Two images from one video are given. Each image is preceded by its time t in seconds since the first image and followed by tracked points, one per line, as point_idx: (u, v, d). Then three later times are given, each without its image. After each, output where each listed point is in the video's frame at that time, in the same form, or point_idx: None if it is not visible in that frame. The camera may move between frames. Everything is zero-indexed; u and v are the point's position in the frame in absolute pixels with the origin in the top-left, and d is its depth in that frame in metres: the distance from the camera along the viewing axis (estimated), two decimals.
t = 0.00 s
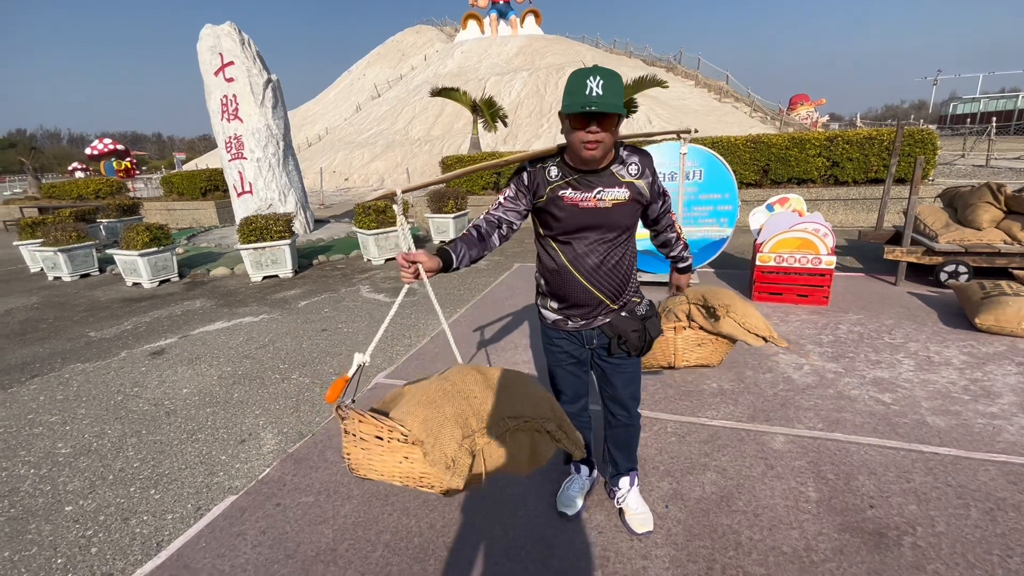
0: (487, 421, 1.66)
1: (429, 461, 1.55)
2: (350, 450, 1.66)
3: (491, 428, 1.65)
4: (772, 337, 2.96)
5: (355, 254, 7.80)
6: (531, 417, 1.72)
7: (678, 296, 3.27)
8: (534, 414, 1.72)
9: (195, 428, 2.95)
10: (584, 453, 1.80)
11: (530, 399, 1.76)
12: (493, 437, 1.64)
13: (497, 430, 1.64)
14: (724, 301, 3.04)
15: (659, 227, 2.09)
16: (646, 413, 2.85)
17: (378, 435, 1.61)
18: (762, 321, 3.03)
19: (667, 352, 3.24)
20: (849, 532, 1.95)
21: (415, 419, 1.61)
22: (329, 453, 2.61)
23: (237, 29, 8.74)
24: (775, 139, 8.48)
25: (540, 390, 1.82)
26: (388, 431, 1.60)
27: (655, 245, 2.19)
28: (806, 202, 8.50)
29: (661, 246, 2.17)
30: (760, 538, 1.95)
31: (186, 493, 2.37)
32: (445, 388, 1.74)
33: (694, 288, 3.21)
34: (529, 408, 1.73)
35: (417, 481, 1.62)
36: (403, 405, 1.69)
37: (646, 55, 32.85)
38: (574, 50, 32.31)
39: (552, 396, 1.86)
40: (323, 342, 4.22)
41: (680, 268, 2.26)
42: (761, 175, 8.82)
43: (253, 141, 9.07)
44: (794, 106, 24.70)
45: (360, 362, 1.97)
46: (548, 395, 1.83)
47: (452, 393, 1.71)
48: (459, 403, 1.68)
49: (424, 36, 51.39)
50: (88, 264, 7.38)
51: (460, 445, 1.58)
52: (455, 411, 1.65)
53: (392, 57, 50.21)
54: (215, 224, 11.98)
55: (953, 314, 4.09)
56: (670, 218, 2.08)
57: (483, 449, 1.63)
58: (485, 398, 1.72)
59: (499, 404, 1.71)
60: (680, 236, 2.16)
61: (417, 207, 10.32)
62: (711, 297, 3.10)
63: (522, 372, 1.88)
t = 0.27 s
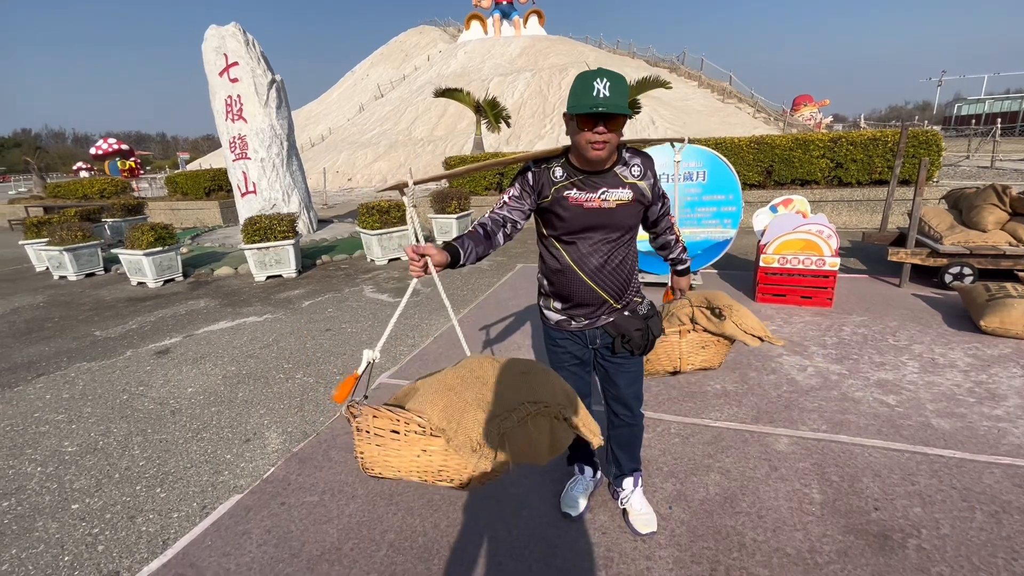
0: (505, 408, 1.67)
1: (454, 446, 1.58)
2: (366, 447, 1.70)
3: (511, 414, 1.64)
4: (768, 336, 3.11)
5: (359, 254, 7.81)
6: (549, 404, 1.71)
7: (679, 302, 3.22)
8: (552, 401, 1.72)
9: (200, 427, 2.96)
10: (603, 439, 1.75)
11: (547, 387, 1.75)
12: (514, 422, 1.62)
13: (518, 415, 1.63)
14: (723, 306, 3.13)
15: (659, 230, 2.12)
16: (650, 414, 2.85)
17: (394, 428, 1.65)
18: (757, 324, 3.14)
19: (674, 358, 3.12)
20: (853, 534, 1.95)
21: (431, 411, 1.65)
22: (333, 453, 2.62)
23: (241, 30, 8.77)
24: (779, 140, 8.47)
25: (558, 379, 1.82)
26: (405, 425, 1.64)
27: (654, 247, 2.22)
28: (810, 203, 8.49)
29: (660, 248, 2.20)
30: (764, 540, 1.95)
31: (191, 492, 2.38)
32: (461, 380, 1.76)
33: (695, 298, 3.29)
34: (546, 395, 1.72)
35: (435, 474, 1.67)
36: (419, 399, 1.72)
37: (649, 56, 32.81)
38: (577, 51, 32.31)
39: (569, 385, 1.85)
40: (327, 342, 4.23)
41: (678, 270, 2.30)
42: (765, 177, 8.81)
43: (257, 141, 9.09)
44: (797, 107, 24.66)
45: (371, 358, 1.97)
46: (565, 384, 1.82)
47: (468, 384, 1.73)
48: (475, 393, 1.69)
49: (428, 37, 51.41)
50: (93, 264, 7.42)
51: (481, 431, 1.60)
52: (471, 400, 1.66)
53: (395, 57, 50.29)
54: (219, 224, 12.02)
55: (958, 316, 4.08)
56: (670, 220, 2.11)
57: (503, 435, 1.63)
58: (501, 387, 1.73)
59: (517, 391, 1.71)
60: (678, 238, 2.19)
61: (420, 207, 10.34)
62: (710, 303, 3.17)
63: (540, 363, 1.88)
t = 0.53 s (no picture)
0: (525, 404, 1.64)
1: (472, 447, 1.51)
2: (381, 448, 1.60)
3: (530, 411, 1.62)
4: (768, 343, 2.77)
5: (362, 255, 7.83)
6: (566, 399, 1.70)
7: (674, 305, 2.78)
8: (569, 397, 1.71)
9: (203, 427, 2.97)
10: (621, 432, 1.76)
11: (564, 382, 1.73)
12: (533, 419, 1.60)
13: (537, 412, 1.61)
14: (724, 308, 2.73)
15: (658, 234, 2.13)
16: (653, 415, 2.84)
17: (411, 428, 1.57)
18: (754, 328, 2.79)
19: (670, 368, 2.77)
20: (858, 537, 1.94)
21: (449, 410, 1.59)
22: (336, 453, 2.62)
23: (245, 30, 8.80)
24: (782, 142, 8.45)
25: (573, 373, 1.80)
26: (422, 423, 1.57)
27: (653, 251, 2.22)
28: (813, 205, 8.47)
29: (660, 252, 2.21)
30: (767, 542, 1.94)
31: (195, 491, 2.39)
32: (478, 376, 1.73)
33: (693, 296, 2.89)
34: (563, 390, 1.71)
35: (454, 472, 1.57)
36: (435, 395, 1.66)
37: (652, 57, 32.80)
38: (580, 52, 32.33)
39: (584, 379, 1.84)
40: (330, 342, 4.24)
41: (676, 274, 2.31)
42: (768, 178, 8.79)
43: (261, 141, 9.12)
44: (801, 108, 24.61)
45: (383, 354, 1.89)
46: (581, 379, 1.81)
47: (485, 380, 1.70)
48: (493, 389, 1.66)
49: (431, 38, 51.49)
50: (98, 263, 7.45)
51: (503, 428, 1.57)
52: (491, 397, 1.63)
53: (398, 58, 50.39)
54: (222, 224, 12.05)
55: (962, 318, 4.07)
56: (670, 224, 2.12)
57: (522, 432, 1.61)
58: (520, 382, 1.70)
59: (535, 387, 1.68)
60: (678, 242, 2.21)
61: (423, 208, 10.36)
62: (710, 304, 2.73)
63: (554, 357, 1.85)
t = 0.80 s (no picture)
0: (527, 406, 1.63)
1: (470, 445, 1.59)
2: (391, 438, 1.80)
3: (532, 412, 1.61)
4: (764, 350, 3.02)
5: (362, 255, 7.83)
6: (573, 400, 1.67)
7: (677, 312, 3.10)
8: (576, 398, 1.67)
9: (203, 428, 2.97)
10: (631, 435, 1.70)
11: (571, 382, 1.70)
12: (535, 420, 1.59)
13: (539, 414, 1.59)
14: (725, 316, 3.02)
15: (663, 237, 2.13)
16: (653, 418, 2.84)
17: (417, 422, 1.71)
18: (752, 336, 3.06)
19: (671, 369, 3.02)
20: (858, 541, 1.93)
21: (450, 407, 1.68)
22: (335, 455, 2.61)
23: (247, 31, 8.81)
24: (783, 143, 8.44)
25: (583, 373, 1.76)
26: (426, 419, 1.70)
27: (658, 254, 2.22)
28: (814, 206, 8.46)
29: (665, 256, 2.21)
30: (767, 546, 1.93)
31: (194, 493, 2.39)
32: (481, 374, 1.76)
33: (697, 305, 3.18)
34: (570, 391, 1.67)
35: (457, 467, 1.71)
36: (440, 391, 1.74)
37: (653, 58, 32.83)
38: (580, 53, 32.34)
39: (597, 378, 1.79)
40: (330, 343, 4.24)
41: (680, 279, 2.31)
42: (769, 179, 8.78)
43: (262, 142, 9.13)
44: (802, 110, 24.59)
45: (393, 345, 2.01)
46: (592, 378, 1.76)
47: (490, 380, 1.71)
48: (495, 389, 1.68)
49: (432, 39, 51.58)
50: (99, 264, 7.46)
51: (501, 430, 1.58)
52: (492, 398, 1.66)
53: (399, 59, 50.45)
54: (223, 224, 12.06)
55: (963, 320, 4.06)
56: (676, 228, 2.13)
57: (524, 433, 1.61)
58: (525, 382, 1.68)
59: (541, 387, 1.66)
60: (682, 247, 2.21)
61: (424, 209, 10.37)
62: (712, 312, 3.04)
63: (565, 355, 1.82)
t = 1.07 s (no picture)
0: (535, 417, 1.62)
1: (472, 451, 1.55)
2: (399, 428, 1.73)
3: (537, 425, 1.61)
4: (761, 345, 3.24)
5: (362, 256, 7.83)
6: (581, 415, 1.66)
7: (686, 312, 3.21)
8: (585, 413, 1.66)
9: (201, 429, 2.96)
10: (639, 454, 1.73)
11: (581, 397, 1.69)
12: (539, 434, 1.59)
13: (545, 427, 1.59)
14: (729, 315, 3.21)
15: (671, 235, 2.15)
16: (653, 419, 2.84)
17: (423, 419, 1.65)
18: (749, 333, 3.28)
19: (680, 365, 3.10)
20: (857, 542, 1.93)
21: (458, 408, 1.63)
22: (334, 456, 2.61)
23: (246, 32, 8.81)
24: (782, 144, 8.45)
25: (594, 387, 1.75)
26: (433, 416, 1.64)
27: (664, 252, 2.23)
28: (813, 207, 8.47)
29: (671, 254, 2.22)
30: (766, 546, 1.93)
31: (192, 494, 2.38)
32: (492, 379, 1.73)
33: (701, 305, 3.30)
34: (579, 406, 1.66)
35: (459, 467, 1.64)
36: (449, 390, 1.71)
37: (652, 59, 32.86)
38: (580, 54, 32.36)
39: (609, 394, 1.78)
40: (329, 344, 4.24)
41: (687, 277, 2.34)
42: (768, 180, 8.79)
43: (261, 142, 9.12)
44: (801, 111, 24.63)
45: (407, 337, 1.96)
46: (603, 393, 1.75)
47: (500, 386, 1.69)
48: (504, 397, 1.66)
49: (431, 40, 51.60)
50: (97, 264, 7.45)
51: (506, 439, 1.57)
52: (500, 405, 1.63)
53: (398, 60, 50.46)
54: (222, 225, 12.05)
55: (962, 321, 4.06)
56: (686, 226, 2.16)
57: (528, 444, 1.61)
58: (534, 392, 1.67)
59: (550, 400, 1.65)
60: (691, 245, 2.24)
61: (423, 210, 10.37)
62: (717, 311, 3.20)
63: (578, 366, 1.81)
